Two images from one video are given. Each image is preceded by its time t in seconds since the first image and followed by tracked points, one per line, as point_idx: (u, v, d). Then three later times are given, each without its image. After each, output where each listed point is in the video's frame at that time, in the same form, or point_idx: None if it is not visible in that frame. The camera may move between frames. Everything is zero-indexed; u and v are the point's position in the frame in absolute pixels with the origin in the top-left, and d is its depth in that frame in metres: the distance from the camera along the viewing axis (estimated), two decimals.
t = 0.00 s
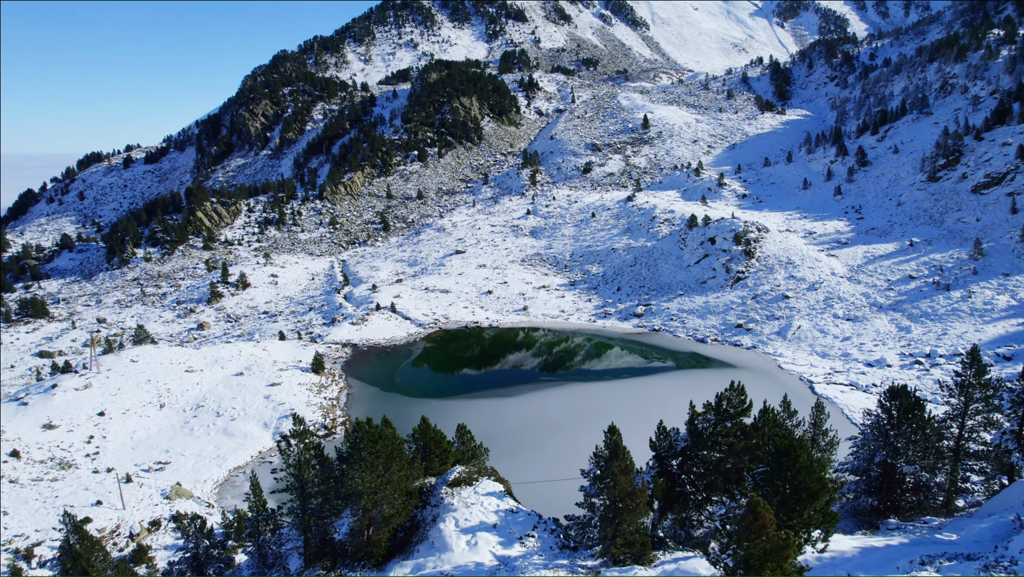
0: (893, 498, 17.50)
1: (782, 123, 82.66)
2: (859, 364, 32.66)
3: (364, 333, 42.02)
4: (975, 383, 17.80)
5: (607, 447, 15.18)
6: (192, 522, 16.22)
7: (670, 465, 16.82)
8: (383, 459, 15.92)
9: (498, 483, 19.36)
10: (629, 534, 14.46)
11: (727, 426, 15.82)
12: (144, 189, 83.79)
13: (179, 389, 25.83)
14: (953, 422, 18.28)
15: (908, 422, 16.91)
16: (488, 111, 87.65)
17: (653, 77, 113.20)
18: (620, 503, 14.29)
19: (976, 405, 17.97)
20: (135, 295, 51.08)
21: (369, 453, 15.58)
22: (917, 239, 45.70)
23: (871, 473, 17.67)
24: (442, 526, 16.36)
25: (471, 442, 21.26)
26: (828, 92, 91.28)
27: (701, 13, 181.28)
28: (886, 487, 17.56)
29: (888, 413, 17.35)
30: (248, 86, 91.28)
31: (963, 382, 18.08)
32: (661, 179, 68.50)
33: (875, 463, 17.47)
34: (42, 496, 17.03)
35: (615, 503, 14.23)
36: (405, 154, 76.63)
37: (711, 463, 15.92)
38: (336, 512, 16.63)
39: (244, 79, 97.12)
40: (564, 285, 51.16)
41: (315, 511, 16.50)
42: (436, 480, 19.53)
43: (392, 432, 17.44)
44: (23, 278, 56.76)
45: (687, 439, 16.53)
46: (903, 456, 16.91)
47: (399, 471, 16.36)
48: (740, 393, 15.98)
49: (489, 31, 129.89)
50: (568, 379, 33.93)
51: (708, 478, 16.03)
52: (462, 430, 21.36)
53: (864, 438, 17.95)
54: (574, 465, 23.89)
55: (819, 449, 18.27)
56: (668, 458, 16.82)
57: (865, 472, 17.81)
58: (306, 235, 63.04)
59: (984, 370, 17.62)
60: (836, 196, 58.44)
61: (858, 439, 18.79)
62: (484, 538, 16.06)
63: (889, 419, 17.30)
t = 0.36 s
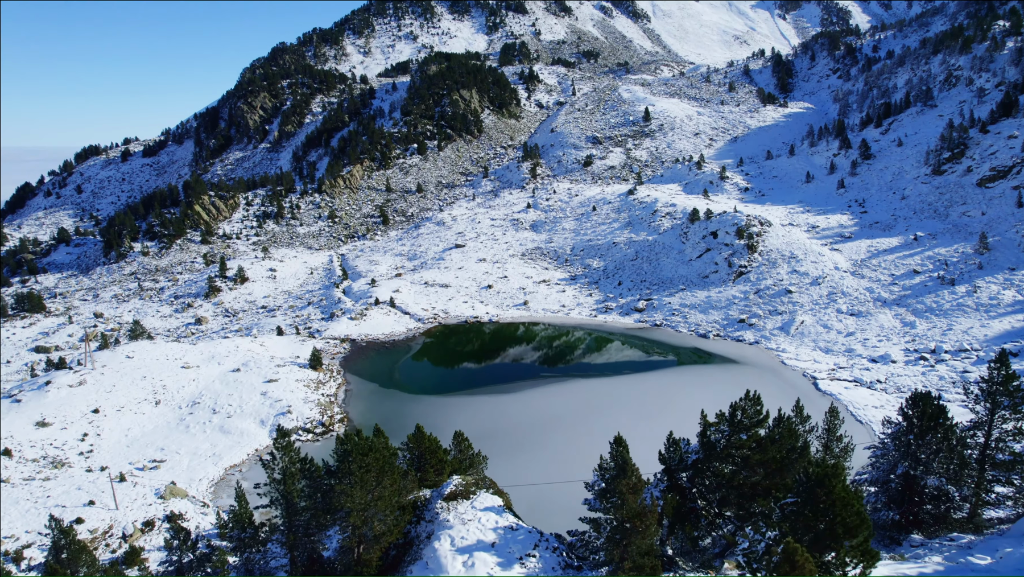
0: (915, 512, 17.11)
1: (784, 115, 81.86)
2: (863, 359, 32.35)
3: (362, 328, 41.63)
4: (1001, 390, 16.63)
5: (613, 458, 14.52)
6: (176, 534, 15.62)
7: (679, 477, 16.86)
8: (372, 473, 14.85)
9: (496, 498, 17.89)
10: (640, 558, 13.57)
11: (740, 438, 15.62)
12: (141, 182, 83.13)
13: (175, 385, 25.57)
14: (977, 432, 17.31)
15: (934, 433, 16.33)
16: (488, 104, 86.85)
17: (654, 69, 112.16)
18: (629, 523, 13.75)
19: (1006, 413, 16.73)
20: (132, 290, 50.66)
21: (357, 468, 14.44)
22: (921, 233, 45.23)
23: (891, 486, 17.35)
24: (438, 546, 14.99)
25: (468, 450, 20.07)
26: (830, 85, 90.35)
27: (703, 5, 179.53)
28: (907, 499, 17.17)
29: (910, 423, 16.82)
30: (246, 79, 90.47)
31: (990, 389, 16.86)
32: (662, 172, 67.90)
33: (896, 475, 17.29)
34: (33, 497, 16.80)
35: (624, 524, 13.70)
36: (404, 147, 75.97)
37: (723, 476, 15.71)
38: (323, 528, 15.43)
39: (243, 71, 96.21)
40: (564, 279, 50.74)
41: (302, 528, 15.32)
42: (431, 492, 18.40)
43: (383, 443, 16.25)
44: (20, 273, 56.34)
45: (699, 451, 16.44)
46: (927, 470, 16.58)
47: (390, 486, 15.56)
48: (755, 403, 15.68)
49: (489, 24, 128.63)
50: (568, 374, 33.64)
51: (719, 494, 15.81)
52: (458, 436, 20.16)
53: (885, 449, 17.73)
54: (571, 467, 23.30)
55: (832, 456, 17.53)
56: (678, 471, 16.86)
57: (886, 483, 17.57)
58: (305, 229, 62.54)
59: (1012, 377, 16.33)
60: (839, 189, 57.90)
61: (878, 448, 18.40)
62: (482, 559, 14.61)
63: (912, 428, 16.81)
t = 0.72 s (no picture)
0: (939, 528, 15.15)
1: (786, 108, 81.07)
2: (867, 355, 31.96)
3: (361, 323, 41.23)
4: None
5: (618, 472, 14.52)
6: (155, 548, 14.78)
7: (692, 495, 15.96)
8: (362, 491, 13.95)
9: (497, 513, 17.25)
10: None
11: (757, 453, 14.75)
12: (140, 176, 82.52)
13: (171, 381, 25.25)
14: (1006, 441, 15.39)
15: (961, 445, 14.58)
16: (488, 97, 86.00)
17: (656, 61, 111.10)
18: (637, 549, 12.92)
19: None
20: (129, 284, 50.27)
21: (345, 487, 13.71)
22: (926, 227, 44.69)
23: (914, 501, 15.39)
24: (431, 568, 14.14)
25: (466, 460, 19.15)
26: (833, 77, 89.28)
27: None
28: (931, 513, 15.22)
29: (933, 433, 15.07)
30: (244, 71, 89.63)
31: None
32: (663, 165, 67.24)
33: (921, 489, 15.27)
34: (24, 497, 16.45)
35: (633, 549, 12.87)
36: (403, 140, 75.26)
37: (737, 491, 14.66)
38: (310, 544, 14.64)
39: (241, 64, 95.26)
40: (565, 274, 50.29)
41: (287, 549, 14.62)
42: (426, 507, 17.38)
43: (374, 457, 15.44)
44: (16, 267, 55.97)
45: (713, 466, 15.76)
46: (954, 484, 14.68)
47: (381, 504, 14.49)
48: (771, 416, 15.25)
49: (489, 15, 127.28)
50: (568, 369, 33.18)
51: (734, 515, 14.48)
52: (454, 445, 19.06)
53: (907, 460, 15.87)
54: (566, 469, 22.73)
55: (847, 467, 16.58)
56: (689, 487, 16.07)
57: (908, 498, 15.59)
58: (303, 223, 62.04)
59: None
60: (842, 183, 57.33)
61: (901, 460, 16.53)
62: None
63: (936, 440, 15.01)
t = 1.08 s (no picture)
0: (970, 550, 14.13)
1: (788, 100, 80.26)
2: (871, 351, 31.60)
3: (359, 319, 40.82)
4: None
5: (625, 491, 14.20)
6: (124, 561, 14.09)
7: (705, 517, 15.44)
8: (349, 512, 13.66)
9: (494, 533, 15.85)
10: None
11: (776, 471, 14.30)
12: (137, 169, 81.83)
13: (166, 378, 24.97)
14: None
15: (995, 459, 13.91)
16: (488, 89, 85.15)
17: (657, 54, 110.08)
18: None
19: None
20: (127, 279, 49.84)
21: (331, 509, 13.32)
22: (931, 221, 44.19)
23: (941, 519, 14.60)
24: None
25: (462, 472, 17.67)
26: (836, 70, 88.30)
27: None
28: (961, 533, 14.32)
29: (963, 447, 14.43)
30: (242, 64, 88.78)
31: None
32: (665, 158, 66.60)
33: (949, 507, 14.53)
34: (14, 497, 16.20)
35: None
36: (403, 133, 74.59)
37: (753, 511, 14.11)
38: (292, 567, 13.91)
39: (240, 56, 94.36)
40: (566, 268, 49.82)
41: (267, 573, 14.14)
42: (418, 526, 16.08)
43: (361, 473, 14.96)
44: (13, 261, 55.49)
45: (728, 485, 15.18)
46: (987, 503, 14.00)
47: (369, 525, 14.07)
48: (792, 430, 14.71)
49: (489, 7, 126.05)
50: (568, 367, 32.65)
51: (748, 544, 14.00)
52: (450, 457, 17.56)
53: (933, 475, 15.15)
54: (565, 469, 22.24)
55: (865, 478, 15.39)
56: (702, 508, 15.56)
57: (934, 515, 14.82)
58: (302, 217, 61.52)
59: None
60: (846, 176, 56.76)
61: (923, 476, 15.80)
62: None
63: (967, 454, 14.38)
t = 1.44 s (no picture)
0: None
1: (791, 93, 79.45)
2: (875, 348, 31.25)
3: (358, 314, 40.46)
4: None
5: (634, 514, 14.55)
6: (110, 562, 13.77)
7: (720, 541, 14.96)
8: (333, 539, 13.34)
9: (492, 557, 14.57)
10: None
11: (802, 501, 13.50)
12: (135, 162, 81.17)
13: (162, 375, 24.66)
14: None
15: None
16: (488, 82, 84.34)
17: (658, 46, 108.98)
18: None
19: None
20: (124, 273, 49.42)
21: (313, 536, 13.12)
22: (935, 216, 43.68)
23: (972, 541, 13.59)
24: None
25: (458, 486, 17.15)
26: (838, 62, 87.34)
27: None
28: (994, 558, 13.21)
29: (994, 464, 13.36)
30: (241, 56, 87.89)
31: None
32: (666, 151, 65.98)
33: (982, 528, 13.49)
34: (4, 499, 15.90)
35: None
36: (402, 126, 73.91)
37: (772, 536, 13.62)
38: None
39: (238, 49, 93.47)
40: (566, 263, 49.37)
41: None
42: (410, 548, 15.24)
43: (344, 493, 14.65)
44: (9, 256, 55.03)
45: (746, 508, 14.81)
46: None
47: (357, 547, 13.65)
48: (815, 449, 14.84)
49: None
50: (568, 363, 32.24)
51: (763, 571, 13.42)
52: (446, 470, 17.13)
53: (963, 494, 14.11)
54: (566, 469, 21.83)
55: (882, 488, 15.45)
56: (718, 534, 15.10)
57: (965, 537, 13.84)
58: (300, 211, 61.01)
59: None
60: (849, 170, 56.15)
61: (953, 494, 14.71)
62: None
63: (1000, 472, 13.31)
